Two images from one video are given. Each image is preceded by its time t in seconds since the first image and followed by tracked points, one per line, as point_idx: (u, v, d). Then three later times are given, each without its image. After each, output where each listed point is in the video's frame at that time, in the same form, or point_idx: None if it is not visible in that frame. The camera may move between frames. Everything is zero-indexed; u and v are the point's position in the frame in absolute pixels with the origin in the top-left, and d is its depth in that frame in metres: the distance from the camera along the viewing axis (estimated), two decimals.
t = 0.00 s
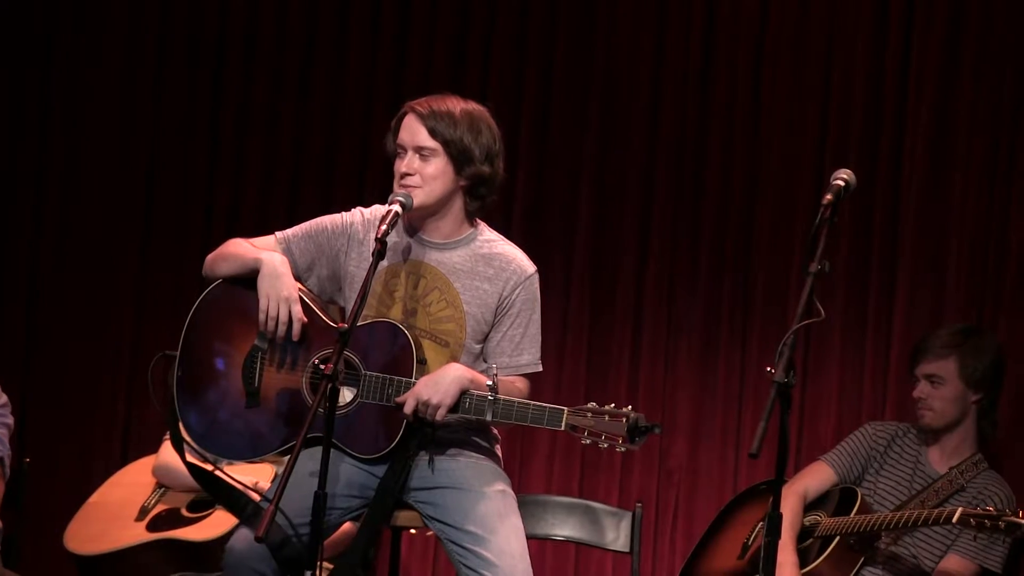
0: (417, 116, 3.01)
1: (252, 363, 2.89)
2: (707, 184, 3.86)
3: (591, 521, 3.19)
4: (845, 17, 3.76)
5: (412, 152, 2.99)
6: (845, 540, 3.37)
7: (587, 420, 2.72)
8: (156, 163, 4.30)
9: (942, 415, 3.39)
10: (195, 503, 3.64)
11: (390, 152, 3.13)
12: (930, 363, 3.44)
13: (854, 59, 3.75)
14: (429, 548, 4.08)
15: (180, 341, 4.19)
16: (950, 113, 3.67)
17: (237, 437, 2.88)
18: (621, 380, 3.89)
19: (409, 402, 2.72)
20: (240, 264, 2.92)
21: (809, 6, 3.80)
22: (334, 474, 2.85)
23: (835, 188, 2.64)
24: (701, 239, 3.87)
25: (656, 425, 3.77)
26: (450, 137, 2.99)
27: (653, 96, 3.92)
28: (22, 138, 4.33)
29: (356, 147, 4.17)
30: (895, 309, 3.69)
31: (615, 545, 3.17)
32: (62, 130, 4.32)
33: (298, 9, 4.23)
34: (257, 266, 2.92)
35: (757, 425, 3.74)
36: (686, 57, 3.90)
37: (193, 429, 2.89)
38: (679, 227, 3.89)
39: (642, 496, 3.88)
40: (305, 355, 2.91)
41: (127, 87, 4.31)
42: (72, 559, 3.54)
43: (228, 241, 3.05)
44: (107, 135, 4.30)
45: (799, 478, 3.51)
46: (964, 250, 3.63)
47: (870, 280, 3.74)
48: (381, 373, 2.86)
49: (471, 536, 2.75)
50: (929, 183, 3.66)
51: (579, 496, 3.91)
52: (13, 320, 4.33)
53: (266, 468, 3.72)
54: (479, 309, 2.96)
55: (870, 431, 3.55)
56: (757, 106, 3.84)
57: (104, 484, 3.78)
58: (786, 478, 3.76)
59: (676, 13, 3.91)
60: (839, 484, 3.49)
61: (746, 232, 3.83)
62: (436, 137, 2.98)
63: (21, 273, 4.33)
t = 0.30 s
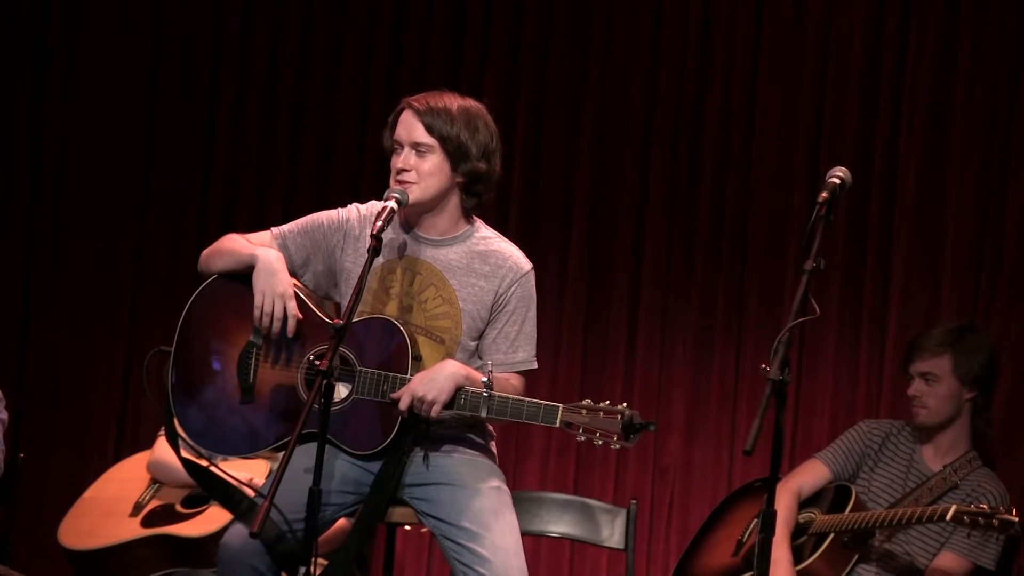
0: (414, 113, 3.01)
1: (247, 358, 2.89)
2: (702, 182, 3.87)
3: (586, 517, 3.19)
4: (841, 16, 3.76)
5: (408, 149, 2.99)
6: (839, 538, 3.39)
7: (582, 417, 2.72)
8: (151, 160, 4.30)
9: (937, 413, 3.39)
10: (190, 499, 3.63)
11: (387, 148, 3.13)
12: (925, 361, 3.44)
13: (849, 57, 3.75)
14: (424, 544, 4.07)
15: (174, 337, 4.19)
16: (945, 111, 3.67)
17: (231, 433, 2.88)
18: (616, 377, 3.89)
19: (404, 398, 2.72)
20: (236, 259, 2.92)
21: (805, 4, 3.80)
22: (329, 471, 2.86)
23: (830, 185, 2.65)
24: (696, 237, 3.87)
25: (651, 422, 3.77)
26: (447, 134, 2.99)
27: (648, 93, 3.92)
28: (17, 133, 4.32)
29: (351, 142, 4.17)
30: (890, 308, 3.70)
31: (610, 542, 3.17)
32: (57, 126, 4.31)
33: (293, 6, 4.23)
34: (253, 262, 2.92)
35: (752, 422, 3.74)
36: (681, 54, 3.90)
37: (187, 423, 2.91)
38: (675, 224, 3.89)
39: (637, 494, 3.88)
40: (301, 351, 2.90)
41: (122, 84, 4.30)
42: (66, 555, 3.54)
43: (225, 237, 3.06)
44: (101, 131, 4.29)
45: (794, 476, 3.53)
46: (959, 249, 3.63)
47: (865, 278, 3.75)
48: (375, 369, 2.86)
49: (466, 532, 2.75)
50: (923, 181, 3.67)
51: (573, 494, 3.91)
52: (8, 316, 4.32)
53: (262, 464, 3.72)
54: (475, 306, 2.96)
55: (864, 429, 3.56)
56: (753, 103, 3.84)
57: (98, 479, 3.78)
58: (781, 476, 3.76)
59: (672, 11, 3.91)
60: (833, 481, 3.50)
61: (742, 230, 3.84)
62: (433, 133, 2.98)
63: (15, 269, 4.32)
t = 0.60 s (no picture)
0: (407, 103, 3.01)
1: (239, 348, 2.88)
2: (694, 174, 3.87)
3: (579, 508, 3.19)
4: (832, 8, 3.77)
5: (401, 139, 2.99)
6: (831, 528, 3.38)
7: (574, 408, 2.72)
8: (143, 153, 4.29)
9: (930, 404, 3.39)
10: (182, 490, 3.63)
11: (379, 138, 3.13)
12: (917, 353, 3.44)
13: (840, 50, 3.76)
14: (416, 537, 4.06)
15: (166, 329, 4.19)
16: (936, 103, 3.68)
17: (223, 423, 2.87)
18: (609, 369, 3.89)
19: (397, 389, 2.71)
20: (228, 250, 2.90)
21: None
22: (320, 461, 2.84)
23: (823, 176, 2.63)
24: (688, 228, 3.88)
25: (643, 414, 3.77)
26: (440, 124, 2.99)
27: (640, 86, 3.93)
28: (9, 126, 4.32)
29: (344, 135, 4.17)
30: (882, 300, 3.70)
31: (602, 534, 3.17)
32: (49, 119, 4.31)
33: None
34: (245, 252, 2.91)
35: (744, 413, 3.74)
36: (672, 47, 3.90)
37: (178, 415, 2.89)
38: (667, 217, 3.89)
39: (629, 485, 3.88)
40: (294, 341, 2.91)
41: (114, 77, 4.30)
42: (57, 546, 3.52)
43: (216, 228, 3.05)
44: (94, 124, 4.29)
45: (786, 467, 3.52)
46: (951, 241, 3.64)
47: (857, 270, 3.75)
48: (367, 360, 2.86)
49: (458, 523, 2.75)
50: (915, 173, 3.67)
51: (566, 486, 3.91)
52: None
53: (254, 456, 3.71)
54: (467, 296, 2.96)
55: (857, 420, 3.56)
56: (745, 96, 3.84)
57: (90, 470, 3.77)
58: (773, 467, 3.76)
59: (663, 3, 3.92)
60: (825, 472, 3.49)
61: (734, 222, 3.84)
62: (426, 123, 2.97)
63: (7, 261, 4.32)
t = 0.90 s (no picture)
0: (399, 100, 3.00)
1: (232, 346, 2.88)
2: (686, 171, 3.88)
3: (572, 504, 3.19)
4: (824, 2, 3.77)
5: (393, 136, 2.98)
6: (824, 526, 3.39)
7: (567, 404, 2.70)
8: (136, 151, 4.30)
9: (924, 401, 3.38)
10: (175, 488, 3.64)
11: (372, 135, 3.12)
12: (911, 349, 3.44)
13: (831, 47, 3.76)
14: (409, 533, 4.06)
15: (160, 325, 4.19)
16: (927, 100, 3.69)
17: (216, 421, 2.87)
18: (602, 364, 3.89)
19: (390, 386, 2.71)
20: (221, 247, 2.91)
21: None
22: (314, 458, 2.85)
23: (815, 172, 2.64)
24: (681, 224, 3.88)
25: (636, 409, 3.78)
26: (432, 121, 2.98)
27: (632, 83, 3.92)
28: None
29: (337, 132, 4.18)
30: (876, 295, 3.70)
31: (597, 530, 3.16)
32: (40, 116, 4.30)
33: None
34: (239, 249, 2.91)
35: (738, 408, 3.75)
36: (664, 43, 3.90)
37: (171, 413, 2.88)
38: (660, 214, 3.89)
39: (623, 480, 3.88)
40: (287, 339, 2.90)
41: (106, 74, 4.29)
42: (51, 544, 3.50)
43: (209, 226, 3.05)
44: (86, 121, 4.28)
45: (779, 463, 3.53)
46: (943, 236, 3.65)
47: (850, 265, 3.76)
48: (361, 357, 2.85)
49: (452, 520, 2.75)
50: (908, 170, 3.68)
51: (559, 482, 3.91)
52: None
53: (247, 453, 3.71)
54: (460, 293, 2.96)
55: (849, 417, 3.56)
56: (738, 92, 3.84)
57: (83, 466, 3.76)
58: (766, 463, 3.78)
59: None
60: (819, 469, 3.50)
61: (728, 218, 3.85)
62: (418, 120, 2.97)
63: None
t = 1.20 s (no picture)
0: (390, 88, 2.98)
1: (222, 336, 2.84)
2: (675, 157, 3.89)
3: (564, 493, 3.14)
4: None
5: (384, 124, 2.96)
6: (817, 511, 3.35)
7: (558, 392, 2.67)
8: (126, 144, 4.33)
9: (917, 385, 3.38)
10: (168, 478, 3.62)
11: (363, 124, 3.10)
12: (902, 335, 3.43)
13: (814, 36, 3.77)
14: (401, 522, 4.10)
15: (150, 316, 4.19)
16: (914, 85, 3.68)
17: (207, 411, 2.83)
18: (593, 351, 3.91)
19: (381, 374, 2.69)
20: (211, 238, 2.87)
21: None
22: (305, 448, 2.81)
23: (805, 158, 2.60)
24: (671, 211, 3.88)
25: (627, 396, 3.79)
26: (423, 109, 2.96)
27: (617, 74, 3.94)
28: None
29: (327, 124, 4.19)
30: (867, 281, 3.70)
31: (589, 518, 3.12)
32: (35, 118, 4.36)
33: None
34: (228, 240, 2.88)
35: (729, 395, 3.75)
36: (648, 34, 3.92)
37: (162, 404, 2.85)
38: (648, 203, 3.90)
39: (614, 468, 3.89)
40: (277, 329, 2.87)
41: (95, 74, 4.33)
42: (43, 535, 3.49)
43: (198, 216, 3.01)
44: (77, 122, 4.33)
45: (771, 449, 3.49)
46: (934, 221, 3.64)
47: (842, 251, 3.76)
48: (352, 346, 2.82)
49: (443, 508, 2.71)
50: (896, 155, 3.68)
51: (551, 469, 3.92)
52: None
53: (239, 443, 3.68)
54: (450, 282, 2.94)
55: (842, 403, 3.54)
56: (723, 81, 3.85)
57: (75, 458, 3.76)
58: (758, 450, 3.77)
59: None
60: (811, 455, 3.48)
61: (719, 206, 3.85)
62: (408, 108, 2.95)
63: None
